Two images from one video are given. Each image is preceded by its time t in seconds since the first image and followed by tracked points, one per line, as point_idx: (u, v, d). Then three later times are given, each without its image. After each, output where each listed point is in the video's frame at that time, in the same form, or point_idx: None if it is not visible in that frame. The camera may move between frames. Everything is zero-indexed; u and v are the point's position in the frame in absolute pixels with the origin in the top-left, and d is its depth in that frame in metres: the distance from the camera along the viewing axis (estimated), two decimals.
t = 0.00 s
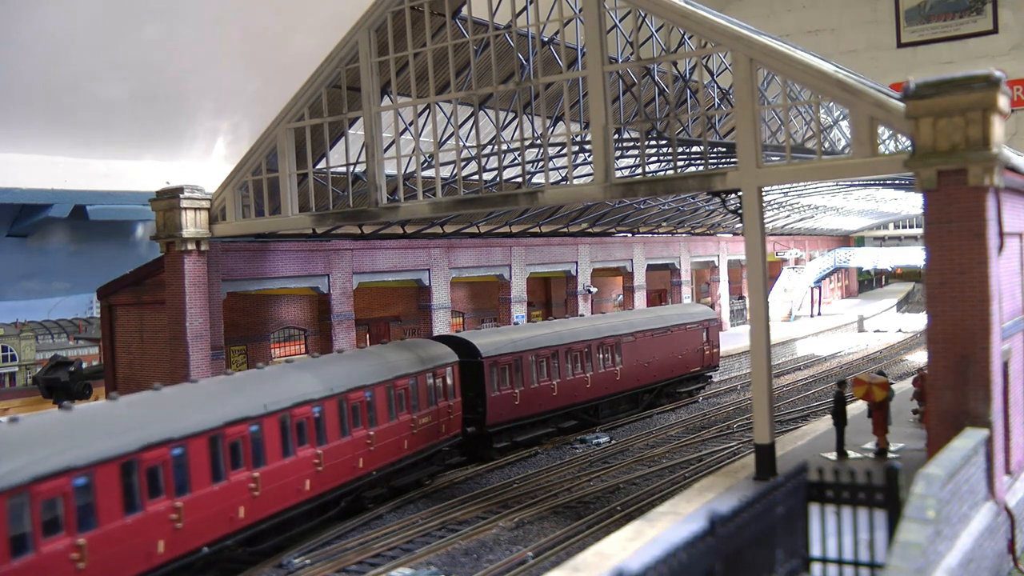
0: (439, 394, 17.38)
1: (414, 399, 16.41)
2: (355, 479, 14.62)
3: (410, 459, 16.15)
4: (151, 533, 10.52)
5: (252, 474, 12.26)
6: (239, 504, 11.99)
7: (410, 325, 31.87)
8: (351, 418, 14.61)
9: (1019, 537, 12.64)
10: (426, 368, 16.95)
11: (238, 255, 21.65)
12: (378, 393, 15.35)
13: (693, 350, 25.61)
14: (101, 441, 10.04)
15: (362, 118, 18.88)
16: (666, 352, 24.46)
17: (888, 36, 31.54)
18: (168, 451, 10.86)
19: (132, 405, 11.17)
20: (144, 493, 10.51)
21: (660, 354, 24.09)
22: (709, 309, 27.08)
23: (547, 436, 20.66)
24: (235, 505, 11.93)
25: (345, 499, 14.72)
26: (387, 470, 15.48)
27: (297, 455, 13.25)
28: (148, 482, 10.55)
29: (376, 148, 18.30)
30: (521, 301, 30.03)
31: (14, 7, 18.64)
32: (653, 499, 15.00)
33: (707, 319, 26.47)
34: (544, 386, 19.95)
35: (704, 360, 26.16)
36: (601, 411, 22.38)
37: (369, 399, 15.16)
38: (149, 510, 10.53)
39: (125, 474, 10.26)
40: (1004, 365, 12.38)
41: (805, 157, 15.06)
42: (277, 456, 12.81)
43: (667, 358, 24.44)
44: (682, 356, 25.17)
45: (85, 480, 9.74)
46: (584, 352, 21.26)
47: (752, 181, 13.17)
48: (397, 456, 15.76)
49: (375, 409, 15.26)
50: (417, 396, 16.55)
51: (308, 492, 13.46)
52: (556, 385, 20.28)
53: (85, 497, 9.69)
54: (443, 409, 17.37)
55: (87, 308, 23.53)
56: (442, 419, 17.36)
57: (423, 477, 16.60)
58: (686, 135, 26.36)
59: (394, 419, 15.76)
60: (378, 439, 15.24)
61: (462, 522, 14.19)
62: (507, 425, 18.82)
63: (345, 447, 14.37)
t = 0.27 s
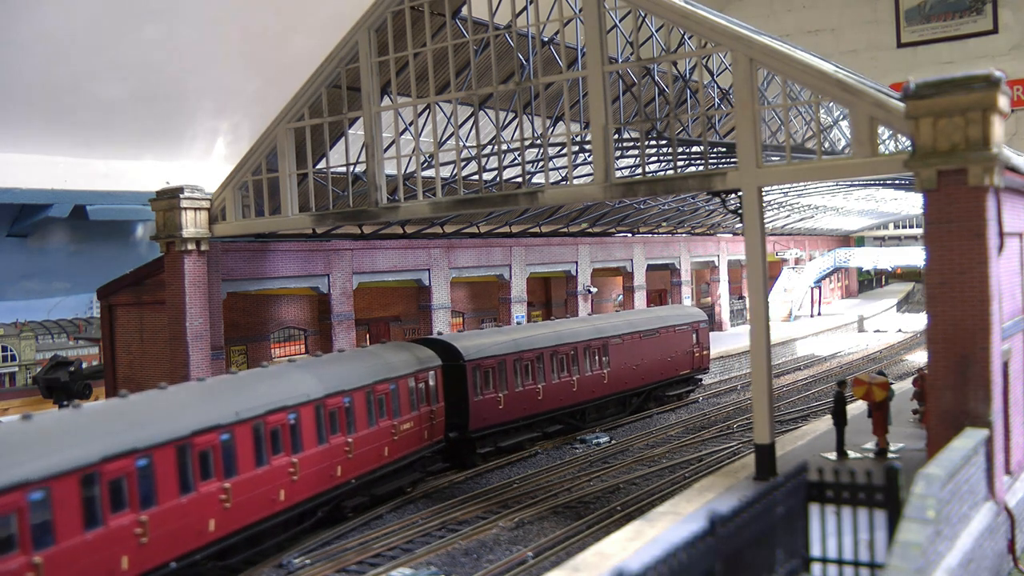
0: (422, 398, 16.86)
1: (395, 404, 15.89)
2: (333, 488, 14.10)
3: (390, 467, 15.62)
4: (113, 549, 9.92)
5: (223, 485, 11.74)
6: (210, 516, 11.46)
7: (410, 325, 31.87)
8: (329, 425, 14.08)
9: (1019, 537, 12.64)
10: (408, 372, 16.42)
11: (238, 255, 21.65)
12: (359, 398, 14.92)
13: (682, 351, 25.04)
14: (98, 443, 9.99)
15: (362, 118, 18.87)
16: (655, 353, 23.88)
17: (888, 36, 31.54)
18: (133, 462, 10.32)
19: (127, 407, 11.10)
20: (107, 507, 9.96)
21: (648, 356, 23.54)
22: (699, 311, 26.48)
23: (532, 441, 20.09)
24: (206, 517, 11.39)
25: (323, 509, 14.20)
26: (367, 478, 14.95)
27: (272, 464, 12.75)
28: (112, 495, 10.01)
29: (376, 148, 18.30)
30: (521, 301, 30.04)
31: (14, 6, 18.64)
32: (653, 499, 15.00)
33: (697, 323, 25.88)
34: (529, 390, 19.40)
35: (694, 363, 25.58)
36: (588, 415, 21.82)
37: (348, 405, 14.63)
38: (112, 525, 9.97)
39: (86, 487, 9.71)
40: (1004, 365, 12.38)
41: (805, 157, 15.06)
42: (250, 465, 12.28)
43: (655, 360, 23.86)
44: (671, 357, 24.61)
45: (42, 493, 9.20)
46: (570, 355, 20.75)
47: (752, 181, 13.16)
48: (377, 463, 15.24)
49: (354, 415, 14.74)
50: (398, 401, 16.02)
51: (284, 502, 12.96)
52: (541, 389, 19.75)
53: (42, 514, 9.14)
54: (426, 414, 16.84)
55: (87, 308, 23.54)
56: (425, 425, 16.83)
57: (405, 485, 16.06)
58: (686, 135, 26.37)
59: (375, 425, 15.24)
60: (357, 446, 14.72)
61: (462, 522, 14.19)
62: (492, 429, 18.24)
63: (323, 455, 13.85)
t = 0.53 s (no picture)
0: (402, 404, 16.26)
1: (374, 410, 15.28)
2: (307, 499, 13.46)
3: (368, 476, 15.00)
4: (68, 568, 9.29)
5: (189, 497, 11.09)
6: (175, 531, 10.80)
7: (410, 325, 31.87)
8: (304, 433, 13.46)
9: (1019, 537, 12.64)
10: (387, 378, 15.82)
11: (238, 255, 21.65)
12: (337, 404, 14.28)
13: (671, 354, 24.52)
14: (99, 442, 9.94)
15: (362, 118, 18.88)
16: (643, 356, 23.37)
17: (888, 36, 31.55)
18: (92, 474, 9.68)
19: (122, 407, 10.98)
20: (64, 523, 9.32)
21: (636, 358, 23.03)
22: (688, 313, 25.92)
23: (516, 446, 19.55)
24: (171, 532, 10.73)
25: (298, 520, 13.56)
26: (344, 488, 14.35)
27: (241, 475, 12.09)
28: (68, 510, 9.36)
29: (376, 148, 18.29)
30: (521, 301, 30.04)
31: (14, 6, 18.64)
32: (653, 499, 15.00)
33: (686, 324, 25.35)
34: (513, 394, 18.89)
35: (683, 366, 25.04)
36: (574, 420, 21.30)
37: (324, 412, 14.00)
38: (68, 542, 9.33)
39: (40, 502, 9.06)
40: (1004, 365, 12.38)
41: (805, 157, 15.06)
42: (219, 476, 11.65)
43: (643, 362, 23.34)
44: (660, 360, 24.09)
45: None
46: (555, 359, 20.28)
47: (752, 181, 13.16)
48: (354, 472, 14.63)
49: (330, 422, 14.10)
50: (377, 407, 15.43)
51: (255, 515, 12.30)
52: (526, 393, 19.24)
53: None
54: (406, 420, 16.25)
55: (87, 308, 23.55)
56: (404, 432, 16.22)
57: (382, 494, 15.45)
58: (686, 135, 26.38)
59: (352, 432, 14.63)
60: (332, 455, 14.10)
61: (462, 522, 14.19)
62: (474, 435, 17.79)
63: (297, 464, 13.23)
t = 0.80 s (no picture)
0: (386, 408, 15.81)
1: (355, 415, 14.83)
2: (285, 508, 13.06)
3: (350, 483, 14.60)
4: None
5: (159, 509, 10.68)
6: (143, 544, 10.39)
7: (410, 325, 31.88)
8: (280, 440, 13.02)
9: (1018, 537, 12.65)
10: (370, 382, 15.36)
11: (238, 255, 21.65)
12: (315, 410, 13.84)
13: (660, 356, 24.09)
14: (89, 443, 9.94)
15: (362, 118, 18.88)
16: (632, 358, 22.93)
17: (888, 37, 31.55)
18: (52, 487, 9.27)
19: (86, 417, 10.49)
20: (22, 539, 8.91)
21: (625, 361, 22.61)
22: (677, 314, 25.53)
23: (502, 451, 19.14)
24: (138, 546, 10.31)
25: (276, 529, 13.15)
26: (323, 496, 13.91)
27: (216, 484, 11.70)
28: (26, 525, 8.96)
29: (376, 148, 18.29)
30: (521, 301, 30.04)
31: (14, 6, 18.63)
32: (653, 499, 15.00)
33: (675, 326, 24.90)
34: (499, 398, 18.49)
35: (673, 369, 24.64)
36: (561, 423, 20.89)
37: (302, 418, 13.56)
38: (27, 559, 8.92)
39: None
40: (1004, 366, 12.38)
41: (805, 157, 15.06)
42: (190, 486, 11.23)
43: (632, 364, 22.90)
44: (649, 362, 23.65)
45: None
46: (543, 361, 19.85)
47: (752, 181, 13.16)
48: (335, 479, 14.20)
49: (310, 429, 13.69)
50: (359, 413, 14.98)
51: (230, 525, 11.89)
52: (512, 397, 18.83)
53: None
54: (390, 425, 15.79)
55: (87, 308, 23.55)
56: (389, 438, 15.79)
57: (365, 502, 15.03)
58: (686, 135, 26.39)
59: (332, 438, 14.18)
60: (312, 462, 13.69)
61: (462, 522, 14.19)
62: (457, 441, 17.36)
63: (273, 472, 12.80)
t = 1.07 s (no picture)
0: (366, 415, 15.26)
1: (334, 422, 14.27)
2: (260, 519, 12.50)
3: (329, 492, 14.03)
4: None
5: (122, 523, 10.08)
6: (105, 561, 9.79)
7: (410, 325, 31.88)
8: (253, 449, 12.45)
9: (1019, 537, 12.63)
10: (350, 388, 14.80)
11: (238, 255, 21.65)
12: (291, 417, 13.28)
13: (649, 358, 23.61)
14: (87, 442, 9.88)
15: (362, 118, 18.87)
16: (620, 360, 22.45)
17: (888, 36, 31.55)
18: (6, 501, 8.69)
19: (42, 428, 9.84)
20: None
21: (613, 363, 22.15)
22: (666, 315, 25.04)
23: (485, 456, 18.70)
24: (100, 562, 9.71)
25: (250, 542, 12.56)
26: (299, 507, 13.33)
27: (184, 496, 11.14)
28: None
29: (376, 148, 18.29)
30: (521, 301, 30.04)
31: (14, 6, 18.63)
32: (653, 499, 15.00)
33: (665, 327, 24.41)
34: (483, 402, 18.11)
35: (662, 371, 24.15)
36: (547, 427, 20.44)
37: (278, 426, 13.00)
38: None
39: None
40: (1004, 365, 12.38)
41: (805, 157, 15.05)
42: (156, 498, 10.65)
43: (620, 367, 22.42)
44: (638, 364, 23.17)
45: None
46: (528, 364, 19.38)
47: (752, 181, 13.16)
48: (312, 489, 13.63)
49: (286, 436, 13.12)
50: (338, 419, 14.42)
51: (198, 540, 11.32)
52: (496, 400, 18.43)
53: None
54: (370, 432, 15.24)
55: (87, 308, 23.57)
56: (369, 445, 15.24)
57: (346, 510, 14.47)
58: (686, 135, 26.40)
59: (309, 447, 13.61)
60: (288, 471, 13.14)
61: (462, 522, 14.19)
62: (439, 446, 16.91)
63: (245, 483, 12.22)
